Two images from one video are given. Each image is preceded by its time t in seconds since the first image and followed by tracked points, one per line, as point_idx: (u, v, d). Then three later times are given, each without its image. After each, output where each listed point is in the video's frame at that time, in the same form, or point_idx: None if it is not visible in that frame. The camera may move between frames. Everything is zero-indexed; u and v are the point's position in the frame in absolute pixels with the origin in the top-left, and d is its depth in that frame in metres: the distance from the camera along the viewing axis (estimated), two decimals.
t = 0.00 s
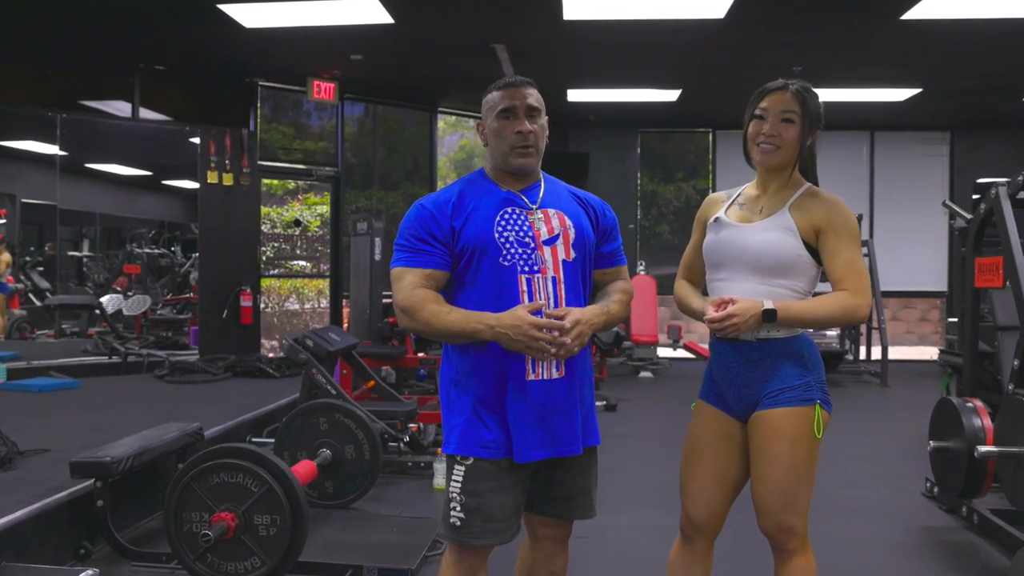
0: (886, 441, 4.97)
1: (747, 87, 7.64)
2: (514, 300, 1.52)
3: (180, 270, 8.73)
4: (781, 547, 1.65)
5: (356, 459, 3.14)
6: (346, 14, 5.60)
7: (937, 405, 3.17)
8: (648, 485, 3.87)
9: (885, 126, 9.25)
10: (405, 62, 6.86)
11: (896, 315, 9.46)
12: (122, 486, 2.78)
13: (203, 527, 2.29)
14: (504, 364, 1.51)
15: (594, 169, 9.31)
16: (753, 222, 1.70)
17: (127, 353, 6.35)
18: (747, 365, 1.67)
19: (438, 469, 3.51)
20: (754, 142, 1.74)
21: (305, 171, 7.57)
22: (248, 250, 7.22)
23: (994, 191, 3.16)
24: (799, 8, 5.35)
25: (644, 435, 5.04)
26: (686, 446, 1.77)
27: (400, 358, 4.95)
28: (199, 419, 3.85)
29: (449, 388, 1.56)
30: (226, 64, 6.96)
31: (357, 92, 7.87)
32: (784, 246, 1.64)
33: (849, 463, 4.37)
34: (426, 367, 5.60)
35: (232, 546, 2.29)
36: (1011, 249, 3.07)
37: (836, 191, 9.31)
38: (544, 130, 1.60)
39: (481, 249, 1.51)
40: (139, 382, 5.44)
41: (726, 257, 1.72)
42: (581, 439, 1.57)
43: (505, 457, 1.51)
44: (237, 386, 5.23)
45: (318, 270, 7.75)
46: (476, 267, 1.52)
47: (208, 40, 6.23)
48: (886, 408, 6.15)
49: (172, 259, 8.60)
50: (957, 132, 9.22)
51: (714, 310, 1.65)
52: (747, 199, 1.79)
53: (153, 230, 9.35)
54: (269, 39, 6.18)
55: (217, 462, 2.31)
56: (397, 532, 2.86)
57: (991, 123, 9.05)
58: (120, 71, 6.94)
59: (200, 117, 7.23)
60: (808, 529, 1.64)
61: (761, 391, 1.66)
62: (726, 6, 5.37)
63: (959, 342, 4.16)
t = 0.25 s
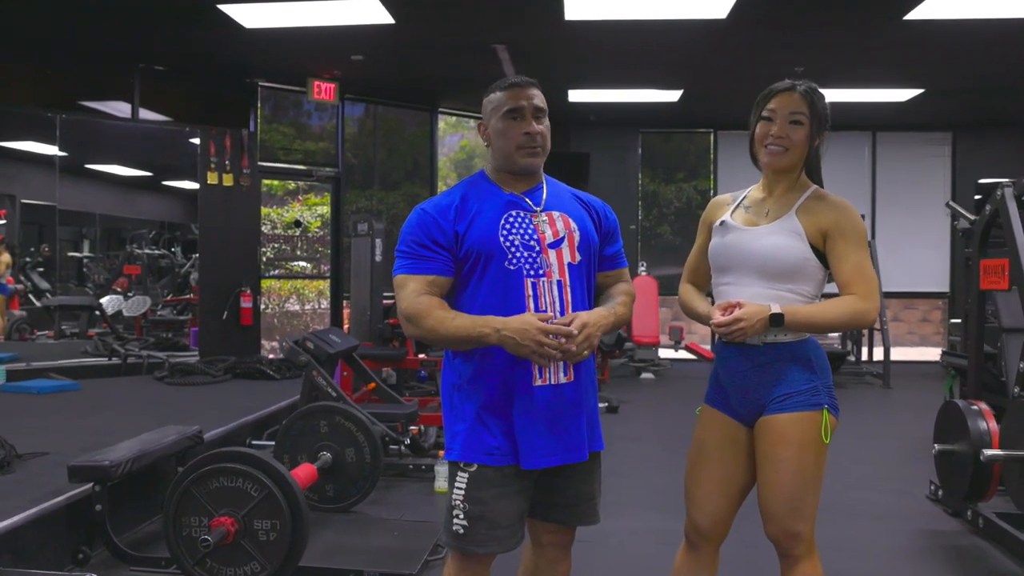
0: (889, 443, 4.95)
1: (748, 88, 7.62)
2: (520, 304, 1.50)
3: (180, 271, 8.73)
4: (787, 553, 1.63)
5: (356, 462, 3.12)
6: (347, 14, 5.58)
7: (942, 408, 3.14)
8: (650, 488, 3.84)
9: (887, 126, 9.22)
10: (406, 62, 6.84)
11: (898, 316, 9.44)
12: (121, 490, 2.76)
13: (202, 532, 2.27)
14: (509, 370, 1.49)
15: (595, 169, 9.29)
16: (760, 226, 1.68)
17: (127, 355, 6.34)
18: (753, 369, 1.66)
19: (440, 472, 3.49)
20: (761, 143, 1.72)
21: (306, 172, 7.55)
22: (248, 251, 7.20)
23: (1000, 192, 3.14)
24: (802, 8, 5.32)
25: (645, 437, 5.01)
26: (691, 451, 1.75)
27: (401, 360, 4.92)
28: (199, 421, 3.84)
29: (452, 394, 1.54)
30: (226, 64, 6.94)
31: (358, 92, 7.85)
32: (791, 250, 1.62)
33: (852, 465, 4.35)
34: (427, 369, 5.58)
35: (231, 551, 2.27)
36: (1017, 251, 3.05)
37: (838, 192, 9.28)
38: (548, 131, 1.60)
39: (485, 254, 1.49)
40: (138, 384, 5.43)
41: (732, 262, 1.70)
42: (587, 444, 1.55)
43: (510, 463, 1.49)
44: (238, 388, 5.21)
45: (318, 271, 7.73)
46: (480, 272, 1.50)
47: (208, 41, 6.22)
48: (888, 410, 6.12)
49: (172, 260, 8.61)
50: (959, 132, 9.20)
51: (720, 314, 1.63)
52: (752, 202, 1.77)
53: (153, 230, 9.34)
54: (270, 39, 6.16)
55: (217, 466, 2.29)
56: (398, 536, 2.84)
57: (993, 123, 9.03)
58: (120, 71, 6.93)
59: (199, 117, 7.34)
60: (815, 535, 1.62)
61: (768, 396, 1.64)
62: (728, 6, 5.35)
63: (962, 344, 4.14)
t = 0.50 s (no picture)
0: (892, 444, 4.92)
1: (750, 88, 7.60)
2: (529, 304, 1.47)
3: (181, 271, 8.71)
4: (794, 558, 1.61)
5: (357, 464, 3.10)
6: (347, 14, 5.56)
7: (947, 410, 3.13)
8: (653, 489, 3.83)
9: (888, 126, 9.21)
10: (406, 62, 6.82)
11: (899, 316, 9.42)
12: (120, 493, 2.74)
13: (202, 535, 2.25)
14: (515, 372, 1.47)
15: (596, 169, 9.27)
16: (768, 227, 1.66)
17: (127, 355, 6.33)
18: (760, 372, 1.64)
19: (441, 474, 3.48)
20: (770, 142, 1.69)
21: (306, 172, 7.53)
22: (248, 251, 7.19)
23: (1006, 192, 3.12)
24: (805, 8, 5.30)
25: (648, 438, 4.99)
26: (697, 455, 1.73)
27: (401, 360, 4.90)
28: (199, 422, 3.82)
29: (456, 398, 1.51)
30: (226, 63, 6.92)
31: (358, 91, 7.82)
32: (799, 252, 1.60)
33: (855, 467, 4.33)
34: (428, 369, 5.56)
35: (231, 555, 2.25)
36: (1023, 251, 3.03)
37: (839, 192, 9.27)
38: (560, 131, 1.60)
39: (495, 253, 1.46)
40: (138, 385, 5.41)
41: (740, 263, 1.68)
42: (593, 448, 1.53)
43: (516, 468, 1.47)
44: (238, 389, 5.20)
45: (318, 271, 7.70)
46: (488, 271, 1.48)
47: (208, 40, 6.20)
48: (891, 410, 6.10)
49: (172, 260, 8.60)
50: (961, 132, 9.17)
51: (727, 315, 1.60)
52: (760, 202, 1.75)
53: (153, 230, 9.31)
54: (269, 39, 6.15)
55: (217, 469, 2.27)
56: (400, 539, 2.82)
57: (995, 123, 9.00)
58: (120, 71, 6.91)
59: (199, 117, 7.30)
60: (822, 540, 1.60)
61: (775, 399, 1.62)
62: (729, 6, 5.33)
63: (966, 345, 4.12)
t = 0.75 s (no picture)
0: (895, 444, 4.90)
1: (751, 87, 7.59)
2: (541, 302, 1.46)
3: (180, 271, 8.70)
4: (802, 559, 1.59)
5: (359, 464, 3.08)
6: (348, 13, 5.55)
7: (952, 410, 3.11)
8: (655, 489, 3.81)
9: (890, 126, 9.19)
10: (407, 61, 6.81)
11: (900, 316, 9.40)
12: (120, 493, 2.73)
13: (202, 536, 2.23)
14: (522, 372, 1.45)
15: (597, 169, 9.24)
16: (776, 225, 1.64)
17: (127, 355, 6.31)
18: (767, 372, 1.62)
19: (443, 474, 3.46)
20: (776, 140, 1.68)
21: (306, 171, 7.50)
22: (247, 251, 7.16)
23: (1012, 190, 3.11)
24: (807, 7, 5.29)
25: (650, 438, 4.97)
26: (702, 456, 1.71)
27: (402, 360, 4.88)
28: (199, 422, 3.80)
29: (462, 399, 1.49)
30: (226, 62, 6.91)
31: (359, 91, 7.80)
32: (807, 251, 1.58)
33: (858, 467, 4.31)
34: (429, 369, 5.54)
35: (231, 556, 2.23)
36: None
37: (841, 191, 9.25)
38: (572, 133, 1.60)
39: (506, 249, 1.45)
40: (138, 385, 5.39)
41: (749, 262, 1.66)
42: (600, 448, 1.52)
43: (522, 469, 1.45)
44: (238, 389, 5.18)
45: (318, 270, 7.68)
46: (499, 267, 1.45)
47: (207, 39, 6.18)
48: (894, 411, 6.08)
49: (172, 259, 8.65)
50: (962, 132, 9.15)
51: (734, 315, 1.58)
52: (767, 200, 1.73)
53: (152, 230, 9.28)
54: (270, 38, 6.13)
55: (217, 469, 2.25)
56: (401, 540, 2.81)
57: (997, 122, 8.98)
58: (120, 70, 6.88)
59: (199, 117, 7.15)
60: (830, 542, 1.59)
61: (782, 399, 1.60)
62: (732, 5, 5.31)
63: (970, 345, 4.10)
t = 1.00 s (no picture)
0: (896, 444, 4.89)
1: (752, 87, 7.58)
2: (548, 302, 1.44)
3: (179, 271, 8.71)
4: (807, 561, 1.58)
5: (359, 465, 3.07)
6: (347, 12, 5.53)
7: (955, 410, 3.10)
8: (657, 489, 3.80)
9: (890, 125, 9.18)
10: (407, 61, 6.81)
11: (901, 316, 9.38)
12: (119, 494, 2.71)
13: (202, 537, 2.22)
14: (527, 373, 1.44)
15: (597, 169, 9.23)
16: (780, 223, 1.63)
17: (126, 355, 6.30)
18: (772, 372, 1.60)
19: (444, 475, 3.45)
20: (773, 139, 1.67)
21: (305, 171, 7.49)
22: (247, 250, 7.15)
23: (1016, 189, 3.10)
24: (808, 6, 5.27)
25: (651, 439, 4.95)
26: (706, 457, 1.70)
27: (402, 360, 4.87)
28: (199, 423, 3.79)
29: (464, 399, 1.48)
30: (226, 62, 6.90)
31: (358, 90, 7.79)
32: (812, 250, 1.57)
33: (860, 467, 4.29)
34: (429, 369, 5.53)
35: (232, 558, 2.22)
36: None
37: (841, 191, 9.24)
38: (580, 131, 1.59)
39: (513, 247, 1.43)
40: (137, 385, 5.38)
41: (753, 260, 1.65)
42: (604, 450, 1.51)
43: (526, 471, 1.44)
44: (238, 389, 5.16)
45: (318, 270, 7.66)
46: (505, 266, 1.44)
47: (207, 38, 6.17)
48: (895, 411, 6.07)
49: (171, 259, 8.62)
50: (962, 132, 9.15)
51: (737, 314, 1.57)
52: (772, 199, 1.72)
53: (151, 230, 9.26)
54: (270, 37, 6.12)
55: (218, 470, 2.23)
56: (402, 540, 2.79)
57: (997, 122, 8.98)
58: (119, 70, 6.86)
59: (199, 117, 7.08)
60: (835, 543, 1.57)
61: (786, 400, 1.59)
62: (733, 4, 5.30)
63: (972, 345, 4.10)
